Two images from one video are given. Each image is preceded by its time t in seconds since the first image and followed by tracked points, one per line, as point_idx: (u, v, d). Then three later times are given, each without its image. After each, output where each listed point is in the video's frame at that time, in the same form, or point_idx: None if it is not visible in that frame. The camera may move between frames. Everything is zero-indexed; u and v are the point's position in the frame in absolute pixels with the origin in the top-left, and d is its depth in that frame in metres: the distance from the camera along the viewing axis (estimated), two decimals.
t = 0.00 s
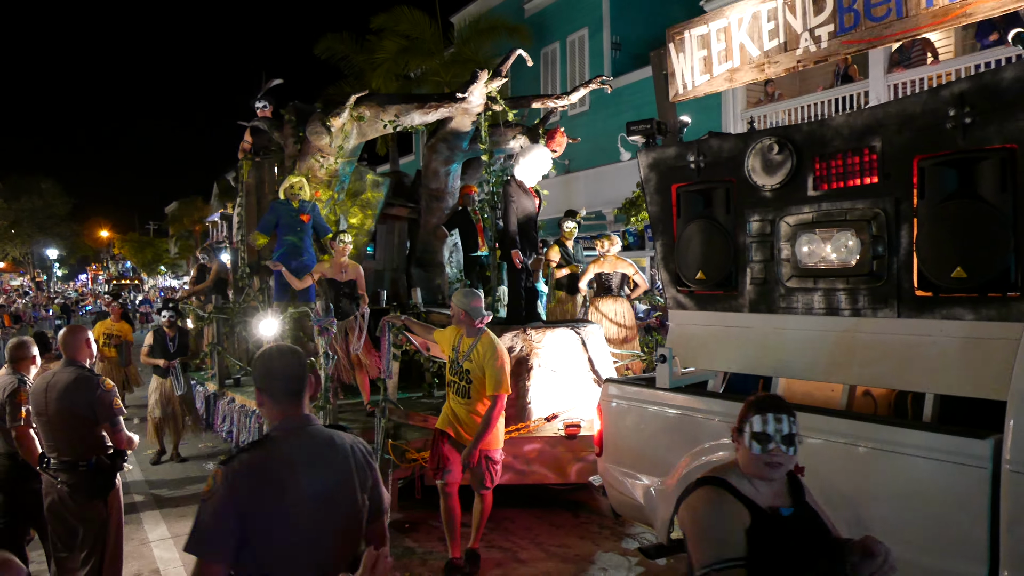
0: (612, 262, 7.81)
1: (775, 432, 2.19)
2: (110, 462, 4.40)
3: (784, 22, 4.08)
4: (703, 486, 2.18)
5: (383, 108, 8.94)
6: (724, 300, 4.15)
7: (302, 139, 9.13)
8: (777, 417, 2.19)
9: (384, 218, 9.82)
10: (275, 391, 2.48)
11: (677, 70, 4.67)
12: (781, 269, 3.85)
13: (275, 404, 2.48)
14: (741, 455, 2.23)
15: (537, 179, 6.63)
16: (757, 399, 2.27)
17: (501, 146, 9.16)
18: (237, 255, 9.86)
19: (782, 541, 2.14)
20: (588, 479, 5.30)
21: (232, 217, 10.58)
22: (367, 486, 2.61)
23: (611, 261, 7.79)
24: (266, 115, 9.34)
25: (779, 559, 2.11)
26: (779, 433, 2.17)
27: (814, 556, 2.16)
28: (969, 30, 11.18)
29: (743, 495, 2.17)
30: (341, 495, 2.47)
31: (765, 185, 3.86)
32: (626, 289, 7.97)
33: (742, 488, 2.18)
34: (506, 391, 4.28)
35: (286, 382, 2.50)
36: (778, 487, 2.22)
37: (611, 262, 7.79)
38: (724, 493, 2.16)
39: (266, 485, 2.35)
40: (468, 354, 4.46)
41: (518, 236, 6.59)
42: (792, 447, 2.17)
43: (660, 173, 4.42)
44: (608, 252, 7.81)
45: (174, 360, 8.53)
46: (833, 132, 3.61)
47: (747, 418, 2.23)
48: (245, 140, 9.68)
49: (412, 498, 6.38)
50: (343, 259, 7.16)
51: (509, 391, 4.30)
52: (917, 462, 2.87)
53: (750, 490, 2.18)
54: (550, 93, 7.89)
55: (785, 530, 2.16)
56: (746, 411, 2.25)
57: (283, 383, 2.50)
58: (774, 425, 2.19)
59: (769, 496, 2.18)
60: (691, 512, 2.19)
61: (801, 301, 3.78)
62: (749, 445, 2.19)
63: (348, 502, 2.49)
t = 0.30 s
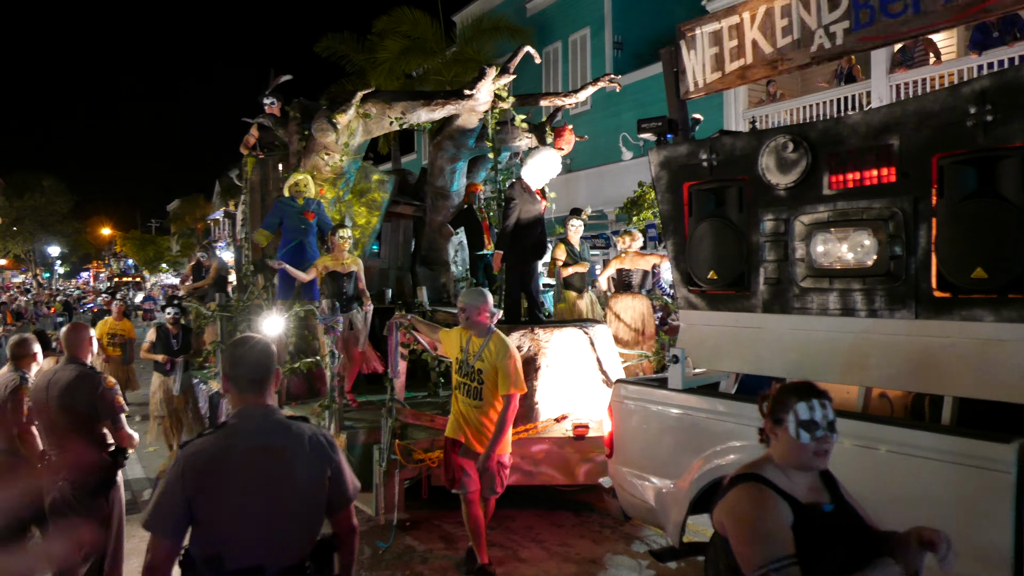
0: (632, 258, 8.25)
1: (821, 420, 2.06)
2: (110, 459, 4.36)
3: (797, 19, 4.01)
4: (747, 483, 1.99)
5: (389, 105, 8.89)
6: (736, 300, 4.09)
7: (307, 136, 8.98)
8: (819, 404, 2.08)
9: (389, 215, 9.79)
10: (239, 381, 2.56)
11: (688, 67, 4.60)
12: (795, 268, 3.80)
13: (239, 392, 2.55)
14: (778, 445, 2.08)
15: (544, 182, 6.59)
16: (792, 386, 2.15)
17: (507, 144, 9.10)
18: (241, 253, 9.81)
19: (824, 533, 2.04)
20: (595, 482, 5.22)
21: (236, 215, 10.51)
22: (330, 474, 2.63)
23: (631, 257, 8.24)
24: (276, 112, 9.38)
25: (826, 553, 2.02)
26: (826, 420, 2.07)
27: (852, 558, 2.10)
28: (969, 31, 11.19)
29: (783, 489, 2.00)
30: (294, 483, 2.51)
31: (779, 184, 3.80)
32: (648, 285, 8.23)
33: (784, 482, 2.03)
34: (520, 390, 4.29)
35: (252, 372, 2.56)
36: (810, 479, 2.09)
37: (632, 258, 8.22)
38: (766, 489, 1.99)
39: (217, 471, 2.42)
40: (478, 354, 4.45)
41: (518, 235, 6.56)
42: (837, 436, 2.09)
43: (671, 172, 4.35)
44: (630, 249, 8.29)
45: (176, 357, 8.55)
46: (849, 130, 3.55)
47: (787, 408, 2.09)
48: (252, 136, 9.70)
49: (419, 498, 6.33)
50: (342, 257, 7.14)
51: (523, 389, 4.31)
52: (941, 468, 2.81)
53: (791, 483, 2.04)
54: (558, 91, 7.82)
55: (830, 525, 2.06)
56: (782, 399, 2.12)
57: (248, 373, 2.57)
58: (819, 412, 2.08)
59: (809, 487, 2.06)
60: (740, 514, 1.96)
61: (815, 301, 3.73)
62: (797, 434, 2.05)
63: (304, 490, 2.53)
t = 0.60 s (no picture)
0: (652, 257, 7.93)
1: (855, 427, 1.97)
2: (111, 455, 4.31)
3: (812, 13, 3.97)
4: (773, 503, 1.95)
5: (394, 101, 8.84)
6: (748, 298, 4.04)
7: (311, 133, 9.02)
8: (854, 411, 1.99)
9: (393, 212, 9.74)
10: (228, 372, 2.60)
11: (699, 63, 4.54)
12: (808, 267, 3.75)
13: (226, 384, 2.59)
14: (810, 459, 2.00)
15: (545, 177, 6.52)
16: (821, 393, 2.05)
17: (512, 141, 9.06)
18: (245, 251, 9.73)
19: (865, 545, 1.96)
20: (603, 481, 5.18)
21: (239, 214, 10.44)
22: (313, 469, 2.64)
23: (651, 255, 7.94)
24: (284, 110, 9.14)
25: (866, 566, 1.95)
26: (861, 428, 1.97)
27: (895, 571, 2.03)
28: (970, 29, 11.15)
29: (818, 507, 1.94)
30: (278, 474, 2.53)
31: (793, 181, 3.74)
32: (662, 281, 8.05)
33: (815, 497, 1.97)
34: (531, 384, 4.35)
35: (242, 365, 2.62)
36: (847, 490, 2.02)
37: (651, 257, 7.94)
38: (799, 506, 1.93)
39: (201, 459, 2.44)
40: (488, 350, 4.49)
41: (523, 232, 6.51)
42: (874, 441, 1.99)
43: (682, 169, 4.29)
44: (650, 248, 7.93)
45: (178, 355, 8.52)
46: (865, 126, 3.51)
47: (817, 418, 2.00)
48: (257, 128, 9.48)
49: (425, 498, 6.28)
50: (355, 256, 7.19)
51: (534, 383, 4.37)
52: (962, 469, 2.76)
53: (823, 497, 1.98)
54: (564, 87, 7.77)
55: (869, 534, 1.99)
56: (811, 408, 2.02)
57: (240, 365, 2.62)
58: (853, 419, 1.98)
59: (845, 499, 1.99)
60: (768, 534, 1.93)
61: (829, 299, 3.68)
62: (831, 446, 1.96)
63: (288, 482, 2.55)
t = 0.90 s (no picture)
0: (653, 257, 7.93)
1: (877, 422, 1.94)
2: (109, 453, 4.25)
3: (820, 7, 3.92)
4: (794, 502, 1.91)
5: (395, 97, 8.80)
6: (755, 295, 4.00)
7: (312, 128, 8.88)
8: (876, 407, 1.96)
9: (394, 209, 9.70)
10: (219, 362, 2.64)
11: (705, 58, 4.49)
12: (817, 263, 3.71)
13: (217, 374, 2.63)
14: (833, 457, 1.96)
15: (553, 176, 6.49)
16: (842, 390, 2.03)
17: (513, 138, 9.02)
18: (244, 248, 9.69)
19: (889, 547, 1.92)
20: (607, 479, 5.15)
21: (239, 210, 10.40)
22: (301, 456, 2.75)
23: (650, 255, 7.93)
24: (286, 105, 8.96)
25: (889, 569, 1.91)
26: (883, 423, 1.94)
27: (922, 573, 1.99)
28: (970, 25, 11.09)
29: (841, 505, 1.90)
30: (266, 466, 2.62)
31: (802, 177, 3.70)
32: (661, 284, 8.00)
33: (838, 497, 1.93)
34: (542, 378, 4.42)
35: (235, 358, 2.65)
36: (871, 489, 1.98)
37: (651, 257, 7.92)
38: (822, 505, 1.88)
39: (195, 452, 2.51)
40: (500, 344, 4.60)
41: (529, 230, 6.45)
42: (896, 439, 1.95)
43: (688, 164, 4.24)
44: (651, 248, 7.94)
45: (175, 353, 8.48)
46: (875, 120, 3.47)
47: (838, 414, 1.98)
48: (257, 121, 9.23)
49: (428, 497, 6.25)
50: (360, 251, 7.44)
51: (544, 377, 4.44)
52: (974, 465, 2.73)
53: (846, 497, 1.94)
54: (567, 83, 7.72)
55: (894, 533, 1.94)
56: (832, 404, 2.00)
57: (232, 358, 2.65)
58: (874, 415, 1.96)
59: (868, 500, 1.95)
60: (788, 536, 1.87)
61: (838, 296, 3.65)
62: (852, 443, 1.93)
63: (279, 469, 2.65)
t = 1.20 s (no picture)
0: (636, 254, 7.98)
1: (891, 425, 1.91)
2: (105, 451, 4.23)
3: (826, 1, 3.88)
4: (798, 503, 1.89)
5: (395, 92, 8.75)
6: (761, 292, 3.97)
7: (312, 124, 8.95)
8: (891, 410, 1.92)
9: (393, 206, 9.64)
10: (208, 352, 2.98)
11: (708, 53, 4.43)
12: (824, 259, 3.68)
13: (206, 363, 2.98)
14: (844, 460, 1.94)
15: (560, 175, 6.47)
16: (858, 391, 2.00)
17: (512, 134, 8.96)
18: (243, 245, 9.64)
19: (901, 556, 1.88)
20: (611, 477, 5.12)
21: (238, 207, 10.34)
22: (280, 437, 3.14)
23: (633, 253, 7.98)
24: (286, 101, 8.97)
25: None
26: (897, 427, 1.90)
27: None
28: (967, 21, 11.05)
29: (848, 507, 1.87)
30: (255, 443, 2.99)
31: (808, 172, 3.66)
32: (643, 285, 8.01)
33: (848, 501, 1.89)
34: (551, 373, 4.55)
35: (221, 348, 3.00)
36: (886, 493, 1.94)
37: (633, 254, 7.97)
38: (828, 507, 1.85)
39: (196, 433, 2.85)
40: (510, 341, 4.70)
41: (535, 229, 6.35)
42: (911, 444, 1.91)
43: (692, 159, 4.19)
44: (635, 244, 8.00)
45: (171, 351, 8.42)
46: (883, 115, 3.43)
47: (850, 414, 1.95)
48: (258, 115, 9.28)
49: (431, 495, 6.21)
50: (365, 253, 6.95)
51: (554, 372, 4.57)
52: (983, 463, 2.72)
53: (856, 500, 1.90)
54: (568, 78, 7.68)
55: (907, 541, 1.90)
56: (845, 405, 1.97)
57: (217, 348, 2.99)
58: (888, 418, 1.92)
59: (882, 506, 1.91)
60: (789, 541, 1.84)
61: (845, 292, 3.62)
62: (862, 444, 1.91)
63: (263, 449, 3.02)
